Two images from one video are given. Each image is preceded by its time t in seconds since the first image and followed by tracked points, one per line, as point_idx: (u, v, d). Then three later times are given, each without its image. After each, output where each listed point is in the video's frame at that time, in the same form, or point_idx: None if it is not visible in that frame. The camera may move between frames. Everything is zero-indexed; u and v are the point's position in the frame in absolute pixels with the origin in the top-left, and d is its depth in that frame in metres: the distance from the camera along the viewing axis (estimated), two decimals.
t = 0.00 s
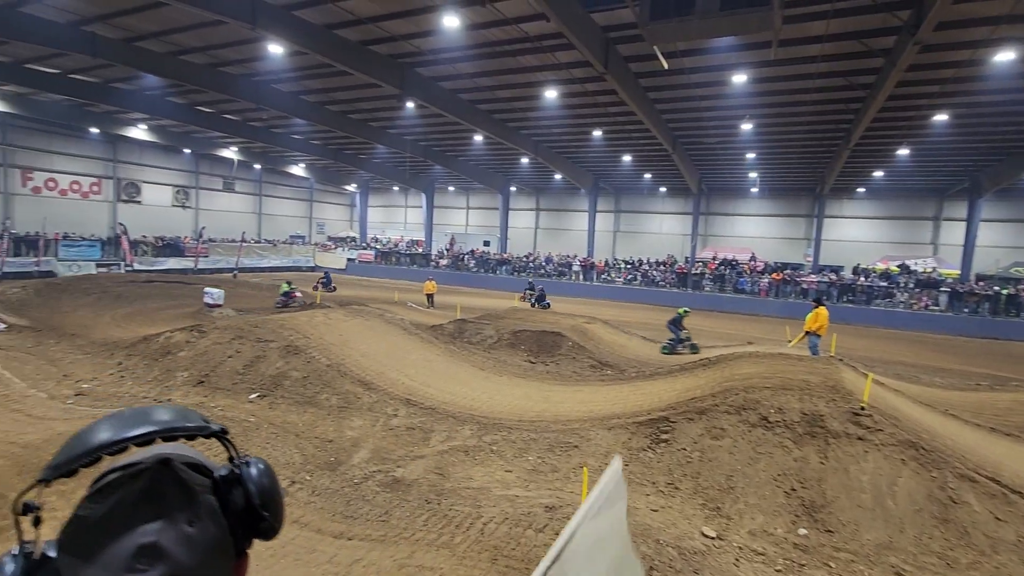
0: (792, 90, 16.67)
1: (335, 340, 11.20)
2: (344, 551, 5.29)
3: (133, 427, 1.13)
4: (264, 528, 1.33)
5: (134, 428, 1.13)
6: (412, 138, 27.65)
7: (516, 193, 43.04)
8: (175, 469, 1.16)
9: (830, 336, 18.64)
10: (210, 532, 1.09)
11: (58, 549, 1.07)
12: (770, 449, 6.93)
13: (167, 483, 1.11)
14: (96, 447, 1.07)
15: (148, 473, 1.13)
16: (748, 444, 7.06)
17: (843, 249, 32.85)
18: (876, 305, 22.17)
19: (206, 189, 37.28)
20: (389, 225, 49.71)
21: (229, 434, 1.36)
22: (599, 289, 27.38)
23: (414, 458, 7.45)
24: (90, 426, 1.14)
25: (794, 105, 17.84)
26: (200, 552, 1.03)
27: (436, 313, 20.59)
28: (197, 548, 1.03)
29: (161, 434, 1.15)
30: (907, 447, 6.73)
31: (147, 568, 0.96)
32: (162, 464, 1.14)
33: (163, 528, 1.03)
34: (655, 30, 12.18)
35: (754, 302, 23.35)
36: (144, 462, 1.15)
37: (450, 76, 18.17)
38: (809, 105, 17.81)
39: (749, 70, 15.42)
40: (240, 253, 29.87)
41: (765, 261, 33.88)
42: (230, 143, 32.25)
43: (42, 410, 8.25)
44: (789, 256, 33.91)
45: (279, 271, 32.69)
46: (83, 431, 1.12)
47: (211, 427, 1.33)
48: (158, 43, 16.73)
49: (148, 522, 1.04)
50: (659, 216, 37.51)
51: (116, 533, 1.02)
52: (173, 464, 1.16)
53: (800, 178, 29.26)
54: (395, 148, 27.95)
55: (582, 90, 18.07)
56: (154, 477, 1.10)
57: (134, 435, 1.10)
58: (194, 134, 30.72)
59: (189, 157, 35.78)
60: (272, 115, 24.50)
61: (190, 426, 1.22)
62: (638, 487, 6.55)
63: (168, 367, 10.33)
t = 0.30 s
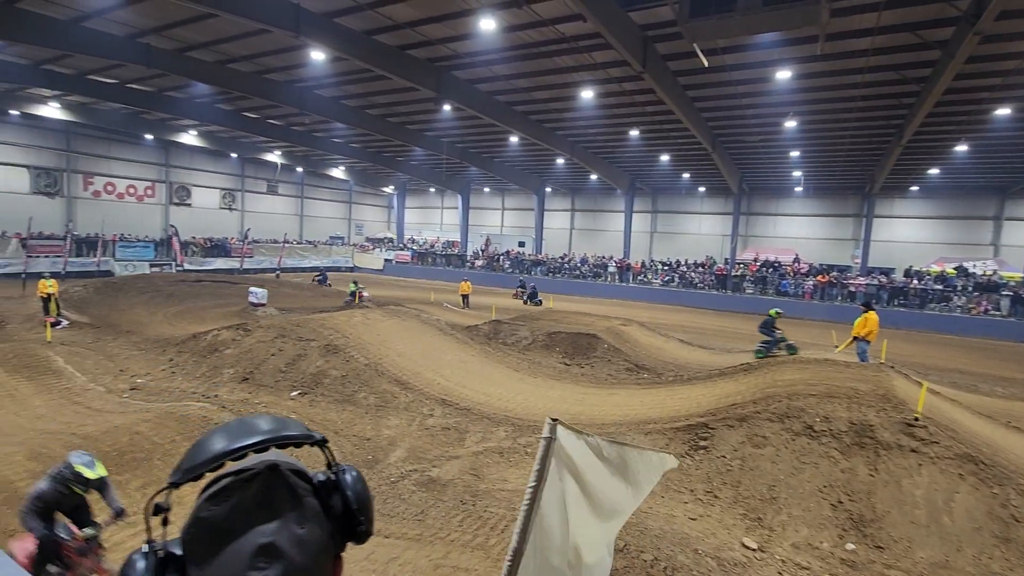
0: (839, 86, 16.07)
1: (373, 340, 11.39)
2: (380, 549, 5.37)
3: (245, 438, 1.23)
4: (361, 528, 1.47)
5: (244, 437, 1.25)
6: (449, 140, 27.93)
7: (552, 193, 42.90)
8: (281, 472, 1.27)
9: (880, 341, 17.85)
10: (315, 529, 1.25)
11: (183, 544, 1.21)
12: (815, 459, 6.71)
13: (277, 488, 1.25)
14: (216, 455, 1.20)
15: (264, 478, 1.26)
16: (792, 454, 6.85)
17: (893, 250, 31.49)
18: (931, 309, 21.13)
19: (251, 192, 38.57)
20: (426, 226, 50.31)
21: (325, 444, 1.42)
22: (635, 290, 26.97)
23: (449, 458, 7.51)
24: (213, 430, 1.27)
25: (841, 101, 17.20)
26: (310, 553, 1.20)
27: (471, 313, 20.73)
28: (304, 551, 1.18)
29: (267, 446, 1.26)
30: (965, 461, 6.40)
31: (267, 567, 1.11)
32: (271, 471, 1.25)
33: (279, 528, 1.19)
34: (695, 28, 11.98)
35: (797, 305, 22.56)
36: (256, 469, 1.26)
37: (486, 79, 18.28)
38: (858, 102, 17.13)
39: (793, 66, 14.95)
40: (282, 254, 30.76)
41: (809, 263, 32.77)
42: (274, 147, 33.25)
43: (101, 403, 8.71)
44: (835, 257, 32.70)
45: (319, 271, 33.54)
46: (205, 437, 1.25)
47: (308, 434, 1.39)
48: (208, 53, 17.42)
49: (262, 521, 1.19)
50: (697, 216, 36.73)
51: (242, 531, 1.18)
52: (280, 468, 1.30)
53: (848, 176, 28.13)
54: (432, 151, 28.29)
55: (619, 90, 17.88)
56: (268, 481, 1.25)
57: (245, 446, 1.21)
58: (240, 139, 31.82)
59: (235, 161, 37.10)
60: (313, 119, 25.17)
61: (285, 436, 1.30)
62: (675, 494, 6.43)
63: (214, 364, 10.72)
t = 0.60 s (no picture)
0: (885, 80, 15.47)
1: (406, 339, 11.53)
2: (413, 548, 5.41)
3: (258, 445, 1.17)
4: (364, 511, 1.41)
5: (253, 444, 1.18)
6: (481, 140, 28.07)
7: (584, 193, 42.66)
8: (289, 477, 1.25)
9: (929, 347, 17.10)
10: (338, 507, 1.28)
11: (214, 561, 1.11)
12: (858, 470, 6.48)
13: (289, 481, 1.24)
14: (249, 460, 1.12)
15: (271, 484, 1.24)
16: (833, 463, 6.63)
17: (943, 251, 30.15)
18: (985, 313, 20.16)
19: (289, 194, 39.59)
20: (458, 227, 50.72)
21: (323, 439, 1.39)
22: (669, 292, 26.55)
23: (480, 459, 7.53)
24: (227, 443, 1.17)
25: (887, 96, 16.55)
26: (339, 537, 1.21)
27: (503, 313, 20.79)
28: (334, 531, 1.19)
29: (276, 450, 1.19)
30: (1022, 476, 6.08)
31: (320, 545, 1.13)
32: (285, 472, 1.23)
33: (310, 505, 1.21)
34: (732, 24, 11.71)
35: (839, 307, 21.83)
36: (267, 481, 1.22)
37: (518, 80, 18.28)
38: (905, 97, 16.46)
39: (836, 61, 14.45)
40: (319, 254, 31.52)
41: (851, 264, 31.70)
42: (311, 150, 34.05)
43: (149, 397, 9.09)
44: (879, 258, 31.54)
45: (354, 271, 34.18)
46: (224, 450, 1.15)
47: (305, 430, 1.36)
48: (250, 59, 17.95)
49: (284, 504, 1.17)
50: (733, 216, 35.93)
51: (269, 518, 1.14)
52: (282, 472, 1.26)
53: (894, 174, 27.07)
54: (464, 152, 28.49)
55: (653, 88, 17.63)
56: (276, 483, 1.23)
57: (262, 454, 1.14)
58: (279, 142, 32.70)
59: (275, 163, 38.19)
60: (349, 122, 25.66)
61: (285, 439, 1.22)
62: (710, 502, 6.32)
63: (255, 361, 11.06)
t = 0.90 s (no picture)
0: (930, 74, 14.86)
1: (435, 339, 11.64)
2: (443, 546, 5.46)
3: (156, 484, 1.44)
4: (269, 529, 1.63)
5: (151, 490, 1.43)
6: (511, 140, 28.12)
7: (614, 193, 42.32)
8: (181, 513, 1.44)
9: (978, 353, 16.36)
10: (247, 536, 1.46)
11: None
12: (900, 479, 6.27)
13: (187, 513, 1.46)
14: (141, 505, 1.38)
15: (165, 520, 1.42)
16: (873, 472, 6.43)
17: (993, 252, 28.84)
18: None
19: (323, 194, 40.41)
20: (487, 226, 50.92)
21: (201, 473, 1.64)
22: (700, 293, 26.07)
23: (508, 459, 7.56)
24: (125, 493, 1.43)
25: (933, 90, 15.89)
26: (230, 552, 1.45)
27: (531, 313, 20.79)
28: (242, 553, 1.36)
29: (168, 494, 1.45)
30: None
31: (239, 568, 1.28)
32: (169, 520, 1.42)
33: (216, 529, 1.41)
34: (768, 20, 11.45)
35: (880, 310, 21.08)
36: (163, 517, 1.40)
37: (548, 79, 18.24)
38: (952, 91, 15.79)
39: (878, 54, 13.94)
40: (350, 253, 32.06)
41: (893, 264, 30.63)
42: (344, 151, 34.68)
43: (190, 392, 9.40)
44: (923, 259, 30.37)
45: (385, 270, 34.69)
46: (118, 502, 1.41)
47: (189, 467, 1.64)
48: (286, 64, 18.40)
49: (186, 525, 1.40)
50: (768, 215, 35.09)
51: (173, 559, 1.26)
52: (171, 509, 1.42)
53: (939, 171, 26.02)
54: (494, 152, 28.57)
55: (685, 86, 17.36)
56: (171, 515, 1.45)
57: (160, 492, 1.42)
58: (314, 144, 33.38)
59: (309, 165, 39.01)
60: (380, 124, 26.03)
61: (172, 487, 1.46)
62: (742, 509, 6.20)
63: (289, 358, 11.32)
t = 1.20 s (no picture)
0: (976, 67, 14.27)
1: (463, 338, 11.70)
2: (469, 543, 5.51)
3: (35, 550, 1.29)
4: (177, 561, 1.53)
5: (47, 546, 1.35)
6: (538, 140, 28.10)
7: (642, 192, 41.89)
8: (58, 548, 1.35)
9: None
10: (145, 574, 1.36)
11: None
12: (941, 489, 6.06)
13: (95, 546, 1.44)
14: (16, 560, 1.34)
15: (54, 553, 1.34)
16: (912, 480, 6.23)
17: None
18: None
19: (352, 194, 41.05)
20: (514, 226, 50.97)
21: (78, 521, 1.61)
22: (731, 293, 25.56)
23: (535, 458, 7.55)
24: None
25: (978, 84, 15.26)
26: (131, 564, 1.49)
27: (557, 313, 20.71)
28: None
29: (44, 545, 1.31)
30: None
31: None
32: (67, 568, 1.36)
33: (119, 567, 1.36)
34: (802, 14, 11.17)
35: (920, 313, 20.36)
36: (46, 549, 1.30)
37: (576, 78, 18.15)
38: (999, 84, 15.15)
39: (920, 48, 13.46)
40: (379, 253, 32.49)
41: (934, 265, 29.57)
42: (373, 152, 35.16)
43: (226, 387, 9.67)
44: (967, 260, 29.24)
45: (412, 269, 35.05)
46: None
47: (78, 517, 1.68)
48: (317, 67, 18.76)
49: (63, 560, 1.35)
50: (802, 214, 34.25)
51: None
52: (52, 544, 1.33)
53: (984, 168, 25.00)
54: (521, 151, 28.56)
55: (716, 83, 17.07)
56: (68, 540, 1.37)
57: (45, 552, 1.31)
58: (344, 146, 33.92)
59: (339, 166, 39.69)
60: (409, 124, 26.31)
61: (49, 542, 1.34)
62: (773, 514, 6.08)
63: (320, 355, 11.54)
